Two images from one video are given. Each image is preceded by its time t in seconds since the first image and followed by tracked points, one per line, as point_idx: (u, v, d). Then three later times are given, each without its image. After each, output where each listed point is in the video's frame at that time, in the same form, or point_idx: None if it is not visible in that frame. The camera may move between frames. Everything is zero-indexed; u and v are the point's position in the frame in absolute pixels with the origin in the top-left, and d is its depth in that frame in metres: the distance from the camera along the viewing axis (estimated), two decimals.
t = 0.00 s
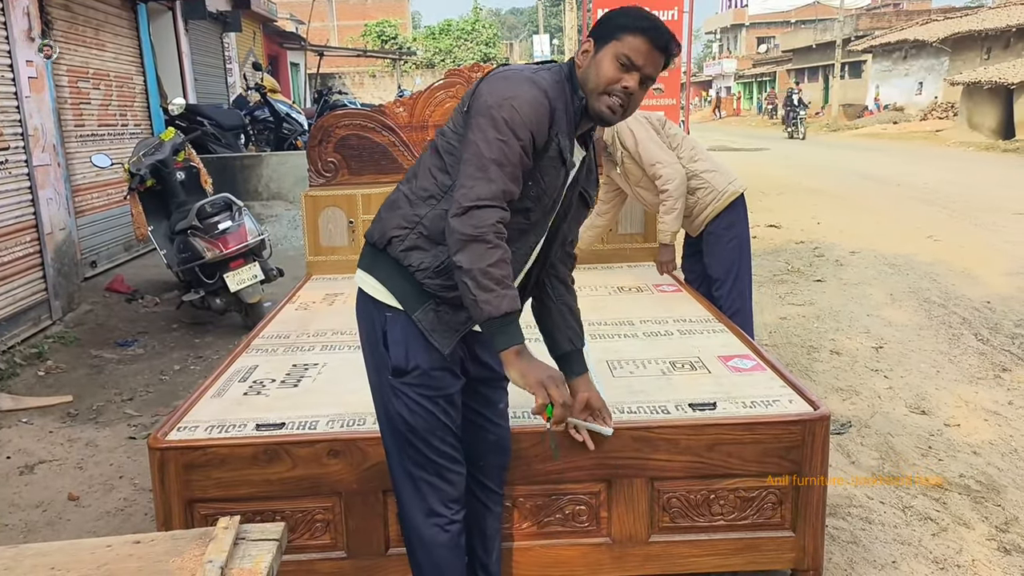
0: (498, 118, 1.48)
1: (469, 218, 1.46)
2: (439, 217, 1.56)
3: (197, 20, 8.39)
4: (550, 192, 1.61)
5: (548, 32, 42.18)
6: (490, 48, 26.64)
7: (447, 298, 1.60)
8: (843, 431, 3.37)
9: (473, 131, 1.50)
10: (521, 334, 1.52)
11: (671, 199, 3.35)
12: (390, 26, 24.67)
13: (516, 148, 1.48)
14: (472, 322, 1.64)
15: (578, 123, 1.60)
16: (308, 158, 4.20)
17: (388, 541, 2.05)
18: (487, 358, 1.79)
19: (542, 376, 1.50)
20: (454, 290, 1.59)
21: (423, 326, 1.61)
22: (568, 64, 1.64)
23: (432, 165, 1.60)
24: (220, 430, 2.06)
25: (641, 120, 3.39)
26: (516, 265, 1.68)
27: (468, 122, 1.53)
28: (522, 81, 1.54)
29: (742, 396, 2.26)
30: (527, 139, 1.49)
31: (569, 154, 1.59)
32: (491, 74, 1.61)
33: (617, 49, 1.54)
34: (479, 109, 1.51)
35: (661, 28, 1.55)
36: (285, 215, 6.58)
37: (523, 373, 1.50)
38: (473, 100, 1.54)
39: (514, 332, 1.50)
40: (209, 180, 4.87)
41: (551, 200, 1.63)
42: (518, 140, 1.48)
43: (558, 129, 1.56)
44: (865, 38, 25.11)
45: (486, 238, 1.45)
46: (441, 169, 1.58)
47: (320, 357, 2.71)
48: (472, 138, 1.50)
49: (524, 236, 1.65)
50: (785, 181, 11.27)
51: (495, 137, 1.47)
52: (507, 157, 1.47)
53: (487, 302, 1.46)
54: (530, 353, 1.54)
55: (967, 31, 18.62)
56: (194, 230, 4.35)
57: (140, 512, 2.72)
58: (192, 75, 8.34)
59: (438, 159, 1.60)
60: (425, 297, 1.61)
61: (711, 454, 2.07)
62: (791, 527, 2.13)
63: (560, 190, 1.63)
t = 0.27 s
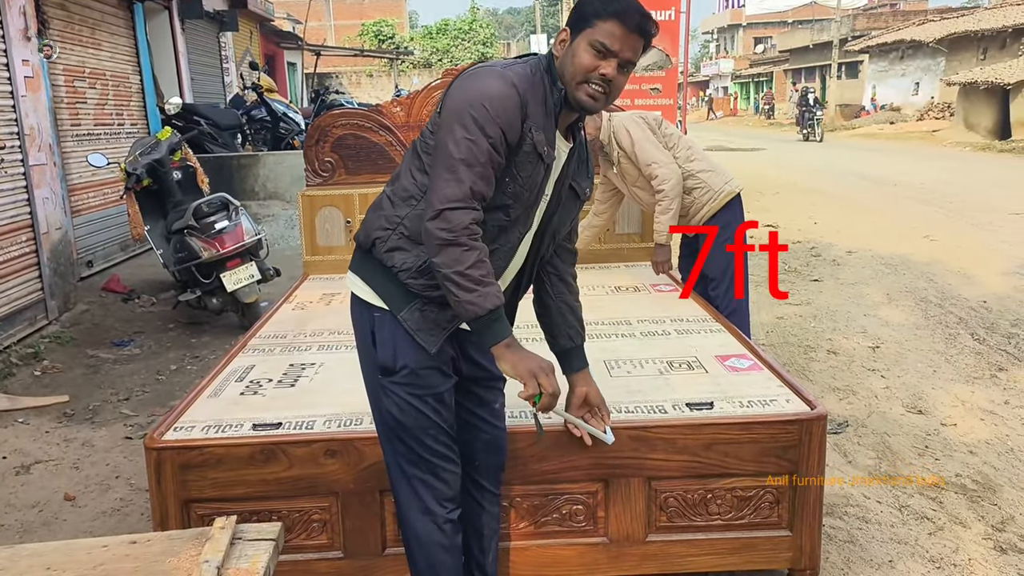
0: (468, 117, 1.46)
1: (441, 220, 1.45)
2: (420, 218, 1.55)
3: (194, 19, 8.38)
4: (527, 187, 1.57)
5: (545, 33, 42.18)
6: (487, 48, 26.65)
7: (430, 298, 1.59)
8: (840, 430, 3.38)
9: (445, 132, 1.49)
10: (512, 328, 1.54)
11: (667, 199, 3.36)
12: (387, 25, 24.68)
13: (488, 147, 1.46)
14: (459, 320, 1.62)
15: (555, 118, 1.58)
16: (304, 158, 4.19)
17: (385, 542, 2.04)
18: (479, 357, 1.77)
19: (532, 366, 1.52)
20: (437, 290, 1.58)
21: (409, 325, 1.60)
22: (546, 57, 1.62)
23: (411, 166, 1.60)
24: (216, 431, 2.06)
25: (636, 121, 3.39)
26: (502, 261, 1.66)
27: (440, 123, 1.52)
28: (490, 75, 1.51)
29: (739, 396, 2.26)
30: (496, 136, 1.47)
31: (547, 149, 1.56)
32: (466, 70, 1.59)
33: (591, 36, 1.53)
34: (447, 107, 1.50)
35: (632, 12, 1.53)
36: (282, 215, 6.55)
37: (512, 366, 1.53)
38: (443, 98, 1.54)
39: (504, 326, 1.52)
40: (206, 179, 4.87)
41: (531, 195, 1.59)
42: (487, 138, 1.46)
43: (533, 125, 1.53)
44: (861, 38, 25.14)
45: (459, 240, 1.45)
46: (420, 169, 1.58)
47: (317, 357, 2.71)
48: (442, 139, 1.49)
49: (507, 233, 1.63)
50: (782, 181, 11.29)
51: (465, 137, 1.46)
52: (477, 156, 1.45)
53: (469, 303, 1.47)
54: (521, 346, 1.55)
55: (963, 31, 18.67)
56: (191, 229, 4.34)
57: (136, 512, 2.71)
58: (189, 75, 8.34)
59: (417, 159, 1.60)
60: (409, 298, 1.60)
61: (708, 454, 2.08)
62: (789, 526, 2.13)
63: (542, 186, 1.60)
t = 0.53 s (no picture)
0: (447, 117, 1.47)
1: (422, 221, 1.46)
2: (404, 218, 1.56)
3: (190, 19, 8.37)
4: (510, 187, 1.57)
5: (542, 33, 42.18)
6: (485, 48, 26.64)
7: (415, 298, 1.59)
8: (836, 430, 3.38)
9: (425, 132, 1.49)
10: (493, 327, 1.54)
11: (663, 199, 3.36)
12: (384, 25, 24.68)
13: (468, 147, 1.47)
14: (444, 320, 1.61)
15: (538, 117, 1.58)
16: (301, 157, 4.19)
17: (382, 542, 2.04)
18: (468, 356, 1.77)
19: (512, 365, 1.51)
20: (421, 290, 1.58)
21: (394, 326, 1.60)
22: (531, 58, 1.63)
23: (395, 167, 1.61)
24: (213, 431, 2.06)
25: (632, 121, 3.40)
26: (486, 261, 1.65)
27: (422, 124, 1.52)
28: (472, 76, 1.52)
29: (736, 396, 2.27)
30: (477, 136, 1.47)
31: (529, 149, 1.56)
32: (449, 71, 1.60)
33: (576, 37, 1.53)
34: (428, 107, 1.51)
35: (616, 11, 1.54)
36: (280, 215, 6.57)
37: (494, 365, 1.52)
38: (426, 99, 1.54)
39: (486, 325, 1.52)
40: (203, 179, 4.83)
41: (514, 195, 1.59)
42: (467, 138, 1.46)
43: (514, 124, 1.53)
44: (858, 38, 25.19)
45: (440, 241, 1.46)
46: (404, 170, 1.59)
47: (314, 357, 2.71)
48: (423, 139, 1.50)
49: (492, 233, 1.62)
50: (779, 181, 11.30)
51: (445, 137, 1.46)
52: (457, 156, 1.46)
53: (450, 302, 1.47)
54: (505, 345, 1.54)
55: (960, 31, 18.70)
56: (188, 229, 4.34)
57: (133, 513, 2.71)
58: (186, 75, 8.32)
59: (401, 160, 1.61)
60: (394, 298, 1.60)
61: (705, 454, 2.08)
62: (785, 526, 2.13)
63: (525, 185, 1.60)
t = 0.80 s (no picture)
0: (439, 117, 1.47)
1: (418, 221, 1.46)
2: (394, 216, 1.56)
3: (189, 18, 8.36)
4: (500, 187, 1.57)
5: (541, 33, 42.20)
6: (483, 48, 26.65)
7: (403, 296, 1.59)
8: (835, 429, 3.38)
9: (417, 132, 1.49)
10: (488, 330, 1.54)
11: (660, 199, 3.37)
12: (383, 25, 24.68)
13: (460, 147, 1.47)
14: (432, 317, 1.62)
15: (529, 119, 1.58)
16: (300, 157, 4.18)
17: (382, 541, 2.04)
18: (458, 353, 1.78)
19: (504, 371, 1.52)
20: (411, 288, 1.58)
21: (382, 323, 1.61)
22: (522, 59, 1.63)
23: (386, 167, 1.61)
24: (213, 430, 2.05)
25: (632, 119, 3.39)
26: (477, 262, 1.64)
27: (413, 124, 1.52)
28: (461, 76, 1.53)
29: (735, 395, 2.27)
30: (468, 135, 1.48)
31: (520, 149, 1.56)
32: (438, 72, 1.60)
33: (601, 78, 1.55)
34: (419, 107, 1.51)
35: (636, 47, 1.57)
36: (278, 214, 6.58)
37: (485, 369, 1.52)
38: (415, 99, 1.55)
39: (480, 328, 1.52)
40: (201, 179, 4.80)
41: (504, 195, 1.59)
42: (459, 137, 1.47)
43: (505, 125, 1.54)
44: (857, 38, 25.21)
45: (437, 242, 1.45)
46: (394, 169, 1.59)
47: (313, 357, 2.71)
48: (415, 140, 1.49)
49: (483, 233, 1.62)
50: (778, 181, 11.30)
51: (438, 137, 1.46)
52: (449, 157, 1.46)
53: (446, 304, 1.47)
54: (497, 348, 1.55)
55: (958, 31, 18.71)
56: (187, 229, 4.34)
57: (133, 512, 2.70)
58: (184, 74, 8.32)
59: (392, 160, 1.61)
60: (382, 296, 1.61)
61: (704, 453, 2.08)
62: (784, 525, 2.13)
63: (517, 185, 1.60)
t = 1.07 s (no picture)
0: (437, 124, 1.47)
1: (414, 230, 1.45)
2: (382, 218, 1.56)
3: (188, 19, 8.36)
4: (491, 195, 1.57)
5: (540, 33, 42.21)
6: (482, 48, 26.66)
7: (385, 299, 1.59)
8: (835, 429, 3.39)
9: (412, 137, 1.49)
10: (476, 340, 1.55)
11: (660, 200, 3.37)
12: (382, 26, 24.70)
13: (455, 156, 1.47)
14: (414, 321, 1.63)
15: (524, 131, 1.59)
16: (299, 157, 4.19)
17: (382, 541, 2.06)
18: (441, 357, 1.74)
19: (490, 385, 1.53)
20: (394, 292, 1.58)
21: (364, 324, 1.61)
22: (517, 67, 1.63)
23: (377, 169, 1.60)
24: (212, 430, 2.05)
25: (632, 121, 3.39)
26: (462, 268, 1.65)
27: (407, 129, 1.51)
28: (458, 82, 1.52)
29: (734, 395, 2.27)
30: (464, 143, 1.48)
31: (513, 159, 1.56)
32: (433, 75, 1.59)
33: (600, 102, 1.60)
34: (416, 112, 1.50)
35: (634, 74, 1.62)
36: (277, 214, 6.58)
37: (473, 381, 1.53)
38: (410, 103, 1.54)
39: (469, 339, 1.52)
40: (201, 180, 4.81)
41: (495, 204, 1.59)
42: (455, 145, 1.47)
43: (500, 134, 1.54)
44: (855, 38, 25.24)
45: (433, 252, 1.45)
46: (385, 171, 1.58)
47: (312, 357, 2.71)
48: (411, 145, 1.48)
49: (470, 241, 1.62)
50: (777, 181, 11.31)
51: (435, 146, 1.46)
52: (446, 166, 1.46)
53: (437, 315, 1.47)
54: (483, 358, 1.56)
55: (957, 31, 18.74)
56: (186, 229, 4.34)
57: (132, 512, 2.70)
58: (183, 75, 8.32)
59: (383, 162, 1.60)
60: (364, 298, 1.61)
61: (703, 453, 2.08)
62: (783, 525, 2.14)
63: (507, 194, 1.60)
